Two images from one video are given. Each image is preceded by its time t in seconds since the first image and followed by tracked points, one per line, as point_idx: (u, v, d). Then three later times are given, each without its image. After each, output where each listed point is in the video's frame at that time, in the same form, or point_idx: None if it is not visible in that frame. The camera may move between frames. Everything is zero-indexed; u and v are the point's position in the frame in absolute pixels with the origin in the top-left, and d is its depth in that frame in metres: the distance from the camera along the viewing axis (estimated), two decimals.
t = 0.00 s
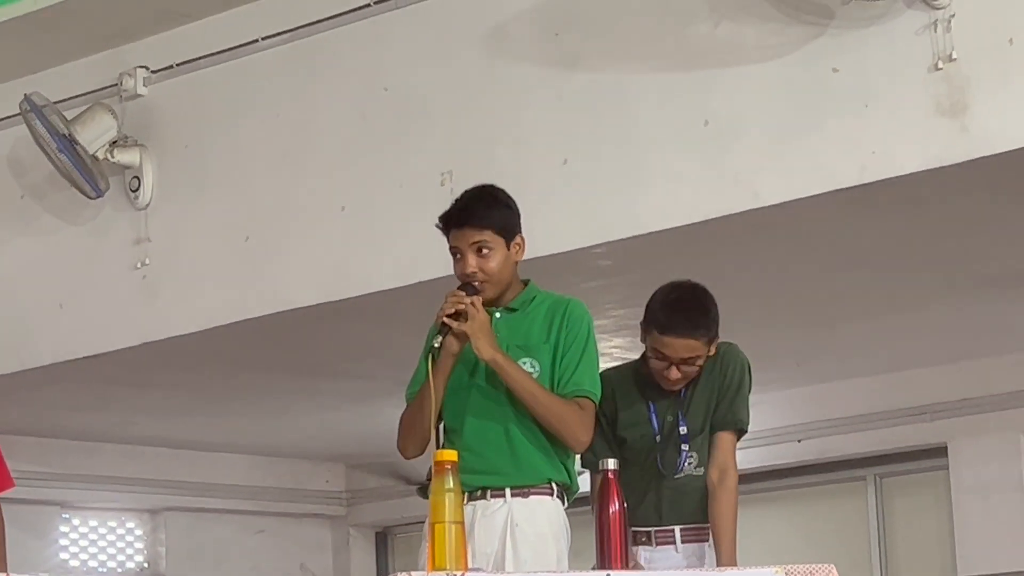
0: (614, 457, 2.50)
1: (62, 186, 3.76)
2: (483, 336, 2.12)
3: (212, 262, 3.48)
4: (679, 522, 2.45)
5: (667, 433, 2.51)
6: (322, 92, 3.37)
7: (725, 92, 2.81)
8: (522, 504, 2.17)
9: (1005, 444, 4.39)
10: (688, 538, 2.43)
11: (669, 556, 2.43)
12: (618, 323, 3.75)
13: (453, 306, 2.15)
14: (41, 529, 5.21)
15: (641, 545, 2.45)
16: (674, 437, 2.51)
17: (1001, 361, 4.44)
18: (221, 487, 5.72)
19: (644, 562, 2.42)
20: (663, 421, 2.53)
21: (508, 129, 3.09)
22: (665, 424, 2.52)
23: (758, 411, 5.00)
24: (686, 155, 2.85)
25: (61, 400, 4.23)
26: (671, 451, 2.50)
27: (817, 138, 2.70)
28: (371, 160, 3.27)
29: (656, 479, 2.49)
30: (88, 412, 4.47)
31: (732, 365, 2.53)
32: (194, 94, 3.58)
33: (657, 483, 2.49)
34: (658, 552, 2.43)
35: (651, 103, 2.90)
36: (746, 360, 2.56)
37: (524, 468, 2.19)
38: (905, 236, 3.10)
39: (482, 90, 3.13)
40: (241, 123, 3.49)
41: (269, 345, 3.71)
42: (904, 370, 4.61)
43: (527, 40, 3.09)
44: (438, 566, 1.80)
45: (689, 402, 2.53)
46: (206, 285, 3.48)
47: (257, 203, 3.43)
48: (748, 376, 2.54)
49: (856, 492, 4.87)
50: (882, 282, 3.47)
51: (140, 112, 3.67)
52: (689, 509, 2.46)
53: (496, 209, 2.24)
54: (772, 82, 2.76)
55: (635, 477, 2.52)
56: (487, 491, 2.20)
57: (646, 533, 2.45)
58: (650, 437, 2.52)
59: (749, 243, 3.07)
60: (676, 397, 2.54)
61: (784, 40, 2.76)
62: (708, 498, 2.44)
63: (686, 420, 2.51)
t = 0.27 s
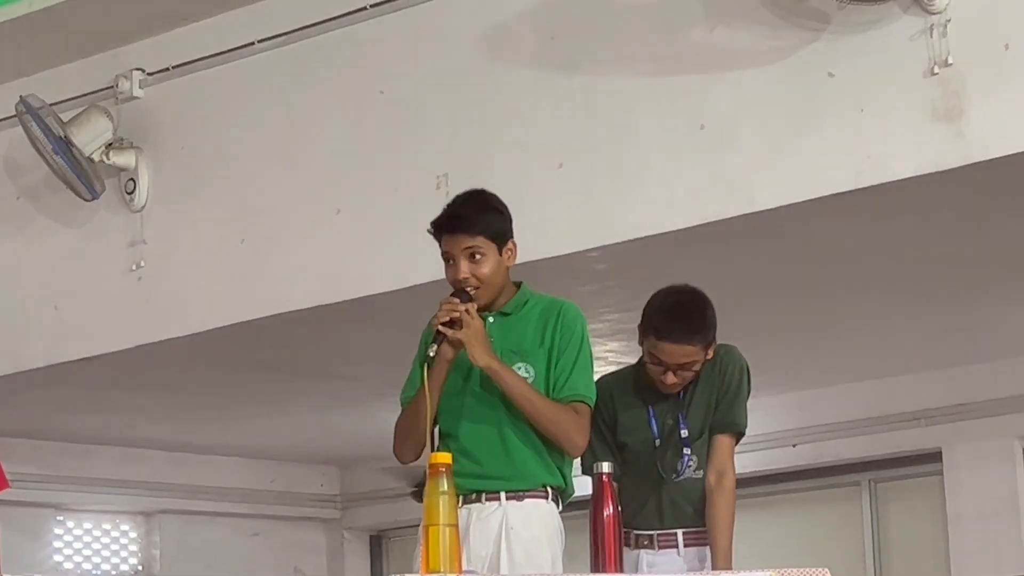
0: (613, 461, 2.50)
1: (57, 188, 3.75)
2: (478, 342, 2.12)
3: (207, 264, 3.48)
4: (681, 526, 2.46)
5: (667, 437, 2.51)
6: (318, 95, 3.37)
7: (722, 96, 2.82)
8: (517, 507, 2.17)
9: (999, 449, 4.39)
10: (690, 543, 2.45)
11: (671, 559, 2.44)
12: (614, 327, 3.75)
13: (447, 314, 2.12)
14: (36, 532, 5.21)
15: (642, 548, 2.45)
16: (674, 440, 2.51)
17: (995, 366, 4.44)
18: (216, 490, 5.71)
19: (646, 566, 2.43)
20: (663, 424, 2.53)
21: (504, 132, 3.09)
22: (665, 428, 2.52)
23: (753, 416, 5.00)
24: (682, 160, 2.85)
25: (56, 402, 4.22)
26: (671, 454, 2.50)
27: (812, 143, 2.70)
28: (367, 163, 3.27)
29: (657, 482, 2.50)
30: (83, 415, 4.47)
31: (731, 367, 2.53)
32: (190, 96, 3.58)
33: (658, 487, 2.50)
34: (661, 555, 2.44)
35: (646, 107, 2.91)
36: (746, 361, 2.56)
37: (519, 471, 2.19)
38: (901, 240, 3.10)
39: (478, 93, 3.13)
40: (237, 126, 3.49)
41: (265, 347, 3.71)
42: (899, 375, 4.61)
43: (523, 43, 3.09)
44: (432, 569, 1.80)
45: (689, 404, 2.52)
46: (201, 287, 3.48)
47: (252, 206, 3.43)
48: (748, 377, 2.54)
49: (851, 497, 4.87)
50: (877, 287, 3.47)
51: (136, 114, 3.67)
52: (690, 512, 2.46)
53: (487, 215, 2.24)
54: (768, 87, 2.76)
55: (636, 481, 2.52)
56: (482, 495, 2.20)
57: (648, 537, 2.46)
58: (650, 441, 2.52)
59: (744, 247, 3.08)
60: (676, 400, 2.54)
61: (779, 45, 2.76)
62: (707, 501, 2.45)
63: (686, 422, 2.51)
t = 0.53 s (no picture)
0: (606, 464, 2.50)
1: (50, 190, 3.75)
2: (470, 341, 2.11)
3: (200, 267, 3.48)
4: (674, 530, 2.46)
5: (661, 440, 2.51)
6: (312, 98, 3.37)
7: (714, 101, 2.82)
8: (507, 512, 2.17)
9: (991, 455, 4.39)
10: (684, 548, 2.44)
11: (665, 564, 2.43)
12: (606, 331, 3.75)
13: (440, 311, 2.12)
14: (27, 534, 5.20)
15: (636, 552, 2.46)
16: (669, 444, 2.50)
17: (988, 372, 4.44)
18: (208, 493, 5.71)
19: (639, 571, 2.43)
20: (657, 427, 2.53)
21: (497, 136, 3.09)
22: (660, 431, 2.52)
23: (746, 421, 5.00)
24: (674, 164, 2.85)
25: (49, 404, 4.22)
26: (664, 457, 2.49)
27: (805, 148, 2.70)
28: (360, 166, 3.27)
29: (651, 485, 2.49)
30: (76, 417, 4.47)
31: (726, 369, 2.52)
32: (183, 99, 3.58)
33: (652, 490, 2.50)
34: (654, 560, 2.44)
35: (639, 111, 2.91)
36: (741, 364, 2.56)
37: (509, 475, 2.19)
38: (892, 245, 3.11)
39: (470, 97, 3.13)
40: (231, 129, 3.49)
41: (256, 350, 3.71)
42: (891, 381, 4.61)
43: (516, 47, 3.09)
44: (421, 570, 1.87)
45: (684, 408, 2.52)
46: (194, 290, 3.48)
47: (245, 209, 3.43)
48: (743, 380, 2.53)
49: (843, 502, 4.87)
50: (869, 292, 3.47)
51: (129, 116, 3.67)
52: (683, 516, 2.46)
53: (484, 212, 2.25)
54: (761, 92, 2.77)
55: (629, 484, 2.52)
56: (471, 499, 2.20)
57: (642, 542, 2.46)
58: (645, 445, 2.52)
59: (735, 252, 3.07)
60: (671, 403, 2.54)
61: (772, 50, 2.77)
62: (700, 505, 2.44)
63: (680, 425, 2.51)
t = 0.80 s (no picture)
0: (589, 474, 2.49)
1: (35, 197, 3.75)
2: (458, 349, 2.11)
3: (185, 274, 3.47)
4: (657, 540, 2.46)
5: (644, 450, 2.50)
6: (298, 105, 3.37)
7: (701, 111, 2.82)
8: (490, 520, 2.17)
9: (976, 464, 4.39)
10: (667, 559, 2.44)
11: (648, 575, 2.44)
12: (591, 340, 3.76)
13: (427, 320, 2.13)
14: (11, 540, 5.18)
15: (618, 563, 2.46)
16: (653, 454, 2.50)
17: (973, 381, 4.44)
18: (195, 499, 5.70)
19: None
20: (641, 437, 2.52)
21: (483, 144, 3.09)
22: (643, 441, 2.51)
23: (732, 429, 5.00)
24: (660, 173, 2.85)
25: (33, 410, 4.21)
26: (648, 467, 2.49)
27: (791, 158, 2.71)
28: (346, 174, 3.26)
29: (634, 495, 2.49)
30: (60, 424, 4.46)
31: (710, 379, 2.53)
32: (170, 105, 3.58)
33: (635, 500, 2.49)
34: (637, 571, 2.44)
35: (625, 120, 2.91)
36: (724, 373, 2.56)
37: (493, 484, 2.19)
38: (876, 256, 3.11)
39: (457, 105, 3.13)
40: (217, 136, 3.48)
41: (241, 358, 3.70)
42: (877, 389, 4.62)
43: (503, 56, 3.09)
44: None
45: (667, 418, 2.52)
46: (179, 297, 3.47)
47: (231, 216, 3.42)
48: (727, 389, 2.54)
49: (829, 511, 4.87)
50: (853, 302, 3.48)
51: (115, 123, 3.66)
52: (666, 526, 2.46)
53: (472, 222, 2.23)
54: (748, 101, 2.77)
55: (612, 494, 2.52)
56: (455, 507, 2.19)
57: (624, 552, 2.46)
58: (629, 455, 2.51)
59: (720, 261, 3.08)
60: (655, 413, 2.53)
61: (758, 59, 2.77)
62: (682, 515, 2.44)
63: (664, 435, 2.50)
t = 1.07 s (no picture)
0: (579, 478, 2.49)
1: (25, 198, 3.74)
2: (451, 354, 2.10)
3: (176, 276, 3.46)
4: (646, 544, 2.45)
5: (633, 454, 2.50)
6: (290, 108, 3.37)
7: (692, 115, 2.82)
8: (482, 524, 2.17)
9: (968, 469, 4.39)
10: (656, 563, 2.44)
11: None
12: (582, 344, 3.75)
13: (420, 324, 2.12)
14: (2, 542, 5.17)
15: (607, 567, 2.45)
16: (642, 458, 2.49)
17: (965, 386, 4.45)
18: (186, 502, 5.69)
19: None
20: (630, 441, 2.52)
21: (475, 148, 3.09)
22: (632, 445, 2.51)
23: (724, 433, 5.00)
24: (651, 177, 2.85)
25: (23, 412, 4.20)
26: (637, 472, 2.48)
27: (782, 161, 2.71)
28: (337, 177, 3.26)
29: (623, 500, 2.49)
30: (51, 426, 4.45)
31: (698, 383, 2.53)
32: (161, 107, 3.58)
33: (624, 504, 2.49)
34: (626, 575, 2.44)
35: (617, 123, 2.91)
36: (713, 377, 2.56)
37: (485, 488, 2.19)
38: (866, 261, 3.11)
39: (448, 108, 3.13)
40: (209, 138, 3.48)
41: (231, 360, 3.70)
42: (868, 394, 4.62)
43: (494, 59, 3.09)
44: None
45: (656, 423, 2.51)
46: (169, 299, 3.47)
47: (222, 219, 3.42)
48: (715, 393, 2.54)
49: (820, 515, 4.87)
50: (844, 307, 3.48)
51: (107, 125, 3.66)
52: (655, 531, 2.46)
53: (469, 227, 2.23)
54: (739, 105, 2.77)
55: (601, 498, 2.52)
56: (447, 511, 2.19)
57: (613, 556, 2.46)
58: (618, 459, 2.51)
59: (709, 266, 3.07)
60: (644, 417, 2.53)
61: (749, 63, 2.77)
62: (671, 519, 2.44)
63: (653, 440, 2.50)
